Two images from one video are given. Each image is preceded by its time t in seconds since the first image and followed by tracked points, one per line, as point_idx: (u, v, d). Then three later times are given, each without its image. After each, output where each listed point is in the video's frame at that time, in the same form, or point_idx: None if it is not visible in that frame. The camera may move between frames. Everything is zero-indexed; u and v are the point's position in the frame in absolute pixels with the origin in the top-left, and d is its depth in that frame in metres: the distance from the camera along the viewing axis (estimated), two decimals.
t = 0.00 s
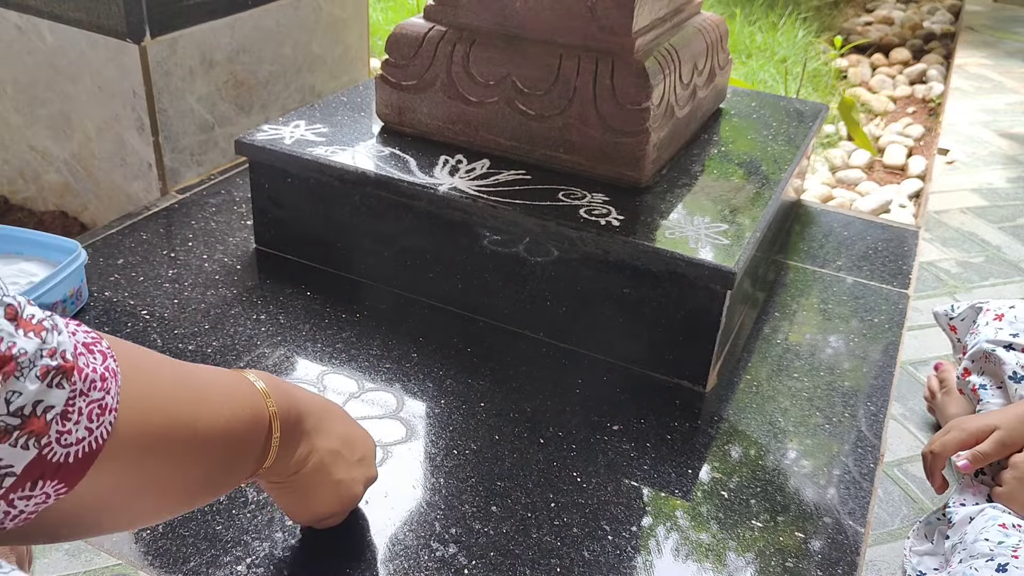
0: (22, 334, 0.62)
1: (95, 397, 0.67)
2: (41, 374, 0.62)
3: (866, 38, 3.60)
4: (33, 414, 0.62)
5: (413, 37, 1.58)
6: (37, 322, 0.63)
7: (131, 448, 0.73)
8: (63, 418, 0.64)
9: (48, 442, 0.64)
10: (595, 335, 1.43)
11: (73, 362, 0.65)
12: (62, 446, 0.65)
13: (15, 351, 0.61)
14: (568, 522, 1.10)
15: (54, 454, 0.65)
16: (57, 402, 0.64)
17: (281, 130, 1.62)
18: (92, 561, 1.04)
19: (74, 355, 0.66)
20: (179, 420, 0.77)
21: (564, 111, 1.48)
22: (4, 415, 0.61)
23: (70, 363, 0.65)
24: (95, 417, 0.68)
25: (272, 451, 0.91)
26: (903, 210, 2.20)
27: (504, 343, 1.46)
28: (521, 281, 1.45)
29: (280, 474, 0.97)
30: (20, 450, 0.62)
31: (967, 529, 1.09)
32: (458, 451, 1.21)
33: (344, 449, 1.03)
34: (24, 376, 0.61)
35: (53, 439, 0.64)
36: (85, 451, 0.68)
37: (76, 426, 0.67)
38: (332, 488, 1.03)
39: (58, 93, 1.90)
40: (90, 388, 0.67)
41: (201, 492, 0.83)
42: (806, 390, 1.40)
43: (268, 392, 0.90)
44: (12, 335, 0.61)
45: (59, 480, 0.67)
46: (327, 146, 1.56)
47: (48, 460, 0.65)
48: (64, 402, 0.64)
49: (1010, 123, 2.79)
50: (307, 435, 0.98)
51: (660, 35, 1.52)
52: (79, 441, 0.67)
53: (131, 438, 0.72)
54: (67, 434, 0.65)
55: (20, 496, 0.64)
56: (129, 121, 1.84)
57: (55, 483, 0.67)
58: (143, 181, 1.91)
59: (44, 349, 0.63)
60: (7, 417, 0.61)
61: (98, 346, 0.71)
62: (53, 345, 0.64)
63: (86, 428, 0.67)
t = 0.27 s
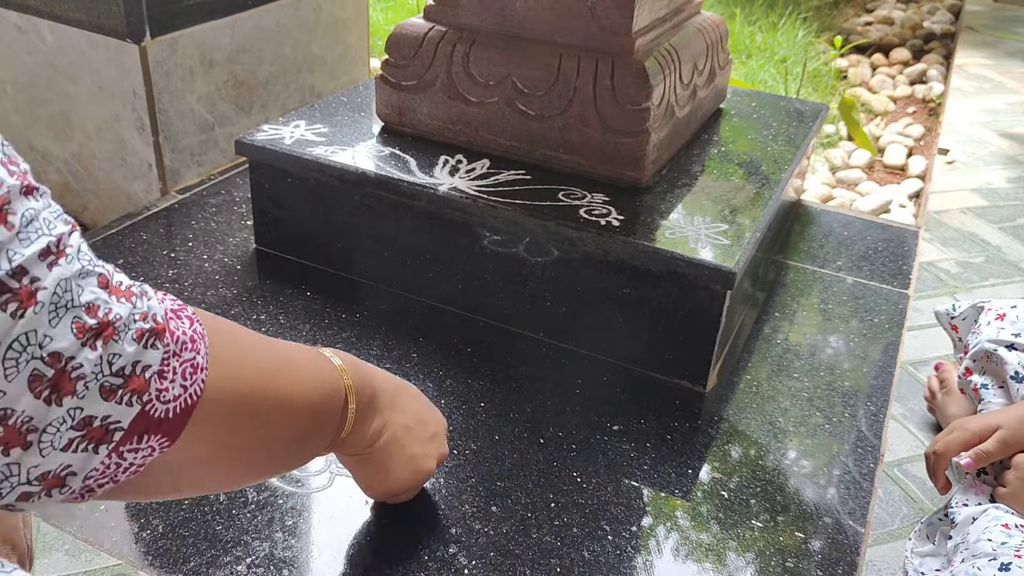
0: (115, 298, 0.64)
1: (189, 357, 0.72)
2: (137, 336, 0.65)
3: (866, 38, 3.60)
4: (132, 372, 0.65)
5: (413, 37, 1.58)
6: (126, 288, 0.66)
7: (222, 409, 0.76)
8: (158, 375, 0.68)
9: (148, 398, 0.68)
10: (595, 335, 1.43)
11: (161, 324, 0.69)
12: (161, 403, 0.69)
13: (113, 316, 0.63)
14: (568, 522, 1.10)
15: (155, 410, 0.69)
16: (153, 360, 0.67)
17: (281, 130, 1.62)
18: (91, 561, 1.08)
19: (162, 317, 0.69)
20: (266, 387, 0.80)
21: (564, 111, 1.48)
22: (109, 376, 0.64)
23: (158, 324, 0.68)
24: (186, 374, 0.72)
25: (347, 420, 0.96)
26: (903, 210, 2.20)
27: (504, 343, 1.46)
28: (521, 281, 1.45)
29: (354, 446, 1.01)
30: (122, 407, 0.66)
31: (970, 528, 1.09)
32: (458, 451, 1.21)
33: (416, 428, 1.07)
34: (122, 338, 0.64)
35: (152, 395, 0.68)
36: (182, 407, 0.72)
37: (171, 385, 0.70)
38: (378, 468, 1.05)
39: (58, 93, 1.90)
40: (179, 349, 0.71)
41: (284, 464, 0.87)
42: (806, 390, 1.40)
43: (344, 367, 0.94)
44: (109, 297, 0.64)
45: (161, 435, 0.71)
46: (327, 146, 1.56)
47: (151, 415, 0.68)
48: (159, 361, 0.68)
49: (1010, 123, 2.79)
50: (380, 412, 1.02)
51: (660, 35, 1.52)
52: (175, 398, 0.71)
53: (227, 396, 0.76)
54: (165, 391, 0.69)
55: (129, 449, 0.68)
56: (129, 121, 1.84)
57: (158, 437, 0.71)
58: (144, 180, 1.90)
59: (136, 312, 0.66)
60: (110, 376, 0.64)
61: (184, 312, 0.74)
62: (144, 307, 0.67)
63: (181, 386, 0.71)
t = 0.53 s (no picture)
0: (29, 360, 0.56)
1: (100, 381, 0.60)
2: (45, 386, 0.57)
3: (866, 38, 3.60)
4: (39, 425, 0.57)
5: (413, 37, 1.58)
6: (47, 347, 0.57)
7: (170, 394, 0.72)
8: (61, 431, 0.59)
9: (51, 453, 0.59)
10: (595, 335, 1.43)
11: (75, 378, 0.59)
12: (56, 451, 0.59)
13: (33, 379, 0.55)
14: (568, 522, 1.10)
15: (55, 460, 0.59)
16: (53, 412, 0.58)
17: (281, 130, 1.62)
18: (92, 561, 1.03)
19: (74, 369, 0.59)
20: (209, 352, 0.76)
21: (564, 111, 1.48)
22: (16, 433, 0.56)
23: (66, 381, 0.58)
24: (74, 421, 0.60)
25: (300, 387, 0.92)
26: (903, 210, 2.20)
27: (504, 343, 1.46)
28: (521, 281, 1.45)
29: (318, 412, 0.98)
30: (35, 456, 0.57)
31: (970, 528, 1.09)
32: (458, 451, 1.21)
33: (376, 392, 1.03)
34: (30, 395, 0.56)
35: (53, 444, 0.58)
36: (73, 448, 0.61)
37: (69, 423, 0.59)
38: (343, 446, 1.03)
39: (58, 93, 1.90)
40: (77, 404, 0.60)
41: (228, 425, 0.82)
42: (806, 390, 1.40)
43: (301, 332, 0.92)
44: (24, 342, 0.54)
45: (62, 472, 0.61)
46: (327, 146, 1.56)
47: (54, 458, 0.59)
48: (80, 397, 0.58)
49: (1010, 123, 2.79)
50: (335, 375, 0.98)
51: (660, 35, 1.52)
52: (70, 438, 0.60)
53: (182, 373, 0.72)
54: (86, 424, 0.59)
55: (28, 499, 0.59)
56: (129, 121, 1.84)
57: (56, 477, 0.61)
58: (144, 180, 1.90)
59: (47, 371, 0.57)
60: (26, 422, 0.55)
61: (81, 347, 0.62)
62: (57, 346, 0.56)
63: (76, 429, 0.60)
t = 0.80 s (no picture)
0: (167, 297, 0.62)
1: (241, 353, 0.70)
2: (193, 333, 0.63)
3: (866, 38, 3.60)
4: (191, 369, 0.63)
5: (413, 37, 1.58)
6: (176, 288, 0.64)
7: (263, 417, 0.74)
8: (216, 372, 0.66)
9: (207, 395, 0.65)
10: (595, 335, 1.43)
11: (213, 321, 0.67)
12: (220, 400, 0.67)
13: (169, 315, 0.61)
14: (568, 522, 1.10)
15: (213, 408, 0.66)
16: (209, 356, 0.65)
17: (281, 130, 1.62)
18: (92, 561, 1.05)
19: (212, 315, 0.67)
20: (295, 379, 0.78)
21: (564, 111, 1.48)
22: (169, 375, 0.61)
23: (210, 321, 0.66)
24: (239, 371, 0.69)
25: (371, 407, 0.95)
26: (903, 210, 2.20)
27: (505, 343, 1.46)
28: (521, 281, 1.45)
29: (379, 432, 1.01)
30: (186, 404, 0.63)
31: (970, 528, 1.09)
32: (458, 451, 1.21)
33: (433, 403, 1.07)
34: (179, 336, 0.62)
35: (210, 392, 0.65)
36: (238, 403, 0.69)
37: (228, 379, 0.68)
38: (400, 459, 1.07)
39: (58, 93, 1.90)
40: (229, 346, 0.68)
41: (310, 454, 0.84)
42: (806, 390, 1.40)
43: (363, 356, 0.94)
44: (161, 297, 0.62)
45: (220, 432, 0.68)
46: (327, 146, 1.56)
47: (209, 413, 0.65)
48: (215, 357, 0.65)
49: (1010, 123, 2.79)
50: (396, 396, 1.01)
51: (660, 35, 1.52)
52: (232, 395, 0.68)
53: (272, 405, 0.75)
54: (222, 388, 0.67)
55: (192, 449, 0.65)
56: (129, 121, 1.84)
57: (218, 434, 0.68)
58: (144, 180, 1.90)
59: (188, 310, 0.64)
60: (171, 374, 0.62)
61: (228, 310, 0.72)
62: (194, 306, 0.65)
63: (235, 382, 0.69)
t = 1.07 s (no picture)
0: (205, 248, 0.70)
1: (271, 298, 0.77)
2: (230, 278, 0.71)
3: (866, 38, 3.59)
4: (231, 312, 0.71)
5: (413, 37, 1.58)
6: (209, 239, 0.72)
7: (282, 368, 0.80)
8: (253, 314, 0.73)
9: (247, 335, 0.73)
10: (595, 335, 1.43)
11: (246, 268, 0.74)
12: (258, 339, 0.74)
13: (208, 263, 0.69)
14: (568, 522, 1.10)
15: (253, 346, 0.74)
16: (248, 300, 0.73)
17: (281, 130, 1.62)
18: (92, 560, 1.08)
19: (245, 262, 0.75)
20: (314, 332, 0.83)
21: (564, 111, 1.48)
22: (213, 318, 0.69)
23: (245, 268, 0.74)
24: (273, 314, 0.76)
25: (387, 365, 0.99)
26: (903, 210, 2.20)
27: (505, 343, 1.46)
28: (521, 281, 1.45)
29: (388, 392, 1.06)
30: (228, 343, 0.71)
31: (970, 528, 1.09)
32: (458, 451, 1.21)
33: (441, 366, 1.12)
34: (218, 281, 0.70)
35: (249, 332, 0.73)
36: (273, 342, 0.77)
37: (263, 321, 0.75)
38: (408, 418, 1.12)
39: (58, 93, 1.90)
40: (263, 291, 0.75)
41: (333, 404, 0.90)
42: (806, 390, 1.40)
43: (378, 315, 0.98)
44: (200, 247, 0.70)
45: (260, 369, 0.76)
46: (327, 146, 1.56)
47: (250, 350, 0.73)
48: (250, 300, 0.73)
49: (1010, 123, 2.79)
50: (409, 356, 1.05)
51: (660, 35, 1.52)
52: (267, 335, 0.76)
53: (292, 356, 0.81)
54: (259, 329, 0.74)
55: (236, 384, 0.73)
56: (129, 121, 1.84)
57: (258, 370, 0.76)
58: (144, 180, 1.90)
59: (223, 258, 0.71)
60: (213, 317, 0.69)
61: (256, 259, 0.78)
62: (228, 254, 0.73)
63: (270, 323, 0.76)
